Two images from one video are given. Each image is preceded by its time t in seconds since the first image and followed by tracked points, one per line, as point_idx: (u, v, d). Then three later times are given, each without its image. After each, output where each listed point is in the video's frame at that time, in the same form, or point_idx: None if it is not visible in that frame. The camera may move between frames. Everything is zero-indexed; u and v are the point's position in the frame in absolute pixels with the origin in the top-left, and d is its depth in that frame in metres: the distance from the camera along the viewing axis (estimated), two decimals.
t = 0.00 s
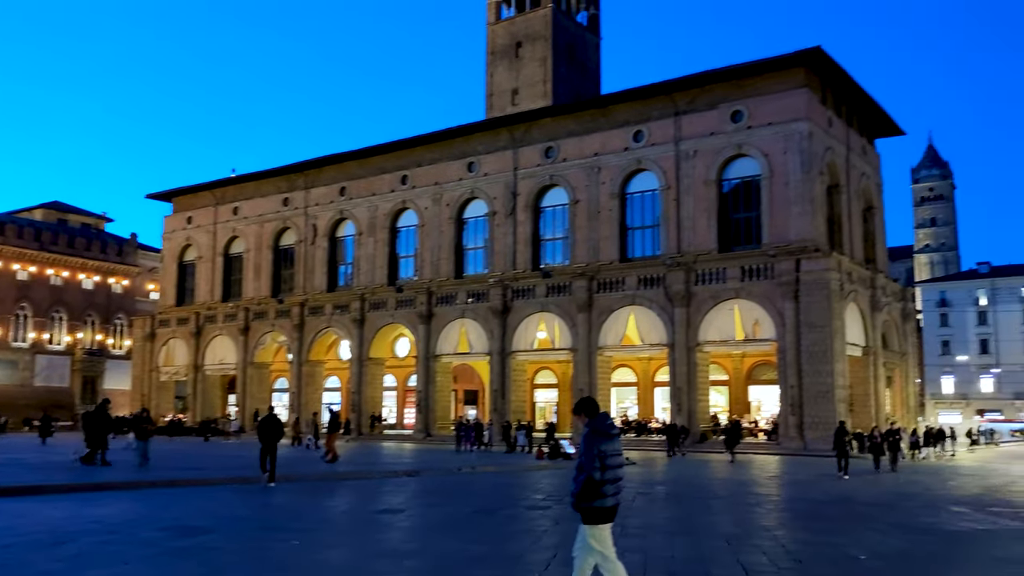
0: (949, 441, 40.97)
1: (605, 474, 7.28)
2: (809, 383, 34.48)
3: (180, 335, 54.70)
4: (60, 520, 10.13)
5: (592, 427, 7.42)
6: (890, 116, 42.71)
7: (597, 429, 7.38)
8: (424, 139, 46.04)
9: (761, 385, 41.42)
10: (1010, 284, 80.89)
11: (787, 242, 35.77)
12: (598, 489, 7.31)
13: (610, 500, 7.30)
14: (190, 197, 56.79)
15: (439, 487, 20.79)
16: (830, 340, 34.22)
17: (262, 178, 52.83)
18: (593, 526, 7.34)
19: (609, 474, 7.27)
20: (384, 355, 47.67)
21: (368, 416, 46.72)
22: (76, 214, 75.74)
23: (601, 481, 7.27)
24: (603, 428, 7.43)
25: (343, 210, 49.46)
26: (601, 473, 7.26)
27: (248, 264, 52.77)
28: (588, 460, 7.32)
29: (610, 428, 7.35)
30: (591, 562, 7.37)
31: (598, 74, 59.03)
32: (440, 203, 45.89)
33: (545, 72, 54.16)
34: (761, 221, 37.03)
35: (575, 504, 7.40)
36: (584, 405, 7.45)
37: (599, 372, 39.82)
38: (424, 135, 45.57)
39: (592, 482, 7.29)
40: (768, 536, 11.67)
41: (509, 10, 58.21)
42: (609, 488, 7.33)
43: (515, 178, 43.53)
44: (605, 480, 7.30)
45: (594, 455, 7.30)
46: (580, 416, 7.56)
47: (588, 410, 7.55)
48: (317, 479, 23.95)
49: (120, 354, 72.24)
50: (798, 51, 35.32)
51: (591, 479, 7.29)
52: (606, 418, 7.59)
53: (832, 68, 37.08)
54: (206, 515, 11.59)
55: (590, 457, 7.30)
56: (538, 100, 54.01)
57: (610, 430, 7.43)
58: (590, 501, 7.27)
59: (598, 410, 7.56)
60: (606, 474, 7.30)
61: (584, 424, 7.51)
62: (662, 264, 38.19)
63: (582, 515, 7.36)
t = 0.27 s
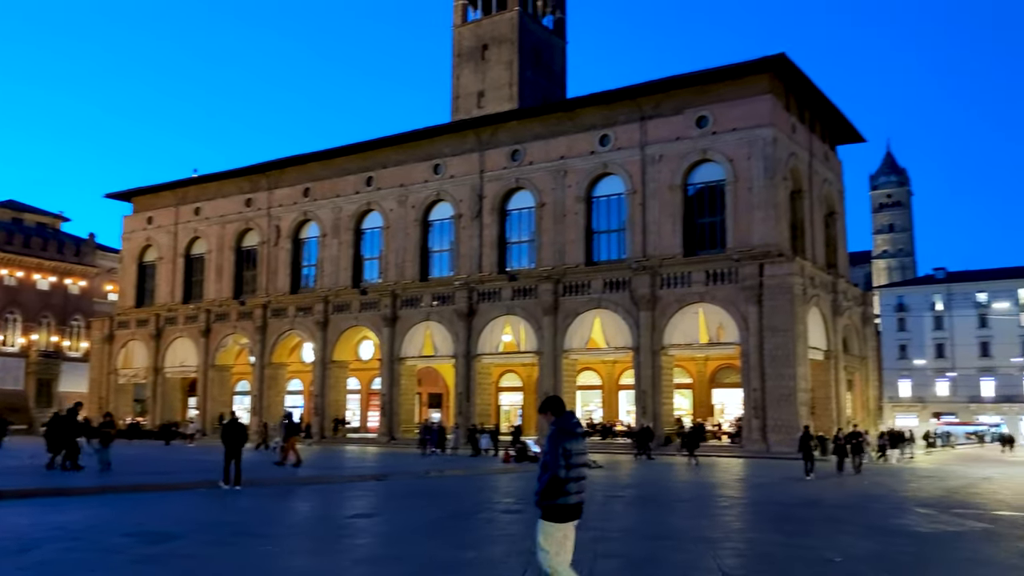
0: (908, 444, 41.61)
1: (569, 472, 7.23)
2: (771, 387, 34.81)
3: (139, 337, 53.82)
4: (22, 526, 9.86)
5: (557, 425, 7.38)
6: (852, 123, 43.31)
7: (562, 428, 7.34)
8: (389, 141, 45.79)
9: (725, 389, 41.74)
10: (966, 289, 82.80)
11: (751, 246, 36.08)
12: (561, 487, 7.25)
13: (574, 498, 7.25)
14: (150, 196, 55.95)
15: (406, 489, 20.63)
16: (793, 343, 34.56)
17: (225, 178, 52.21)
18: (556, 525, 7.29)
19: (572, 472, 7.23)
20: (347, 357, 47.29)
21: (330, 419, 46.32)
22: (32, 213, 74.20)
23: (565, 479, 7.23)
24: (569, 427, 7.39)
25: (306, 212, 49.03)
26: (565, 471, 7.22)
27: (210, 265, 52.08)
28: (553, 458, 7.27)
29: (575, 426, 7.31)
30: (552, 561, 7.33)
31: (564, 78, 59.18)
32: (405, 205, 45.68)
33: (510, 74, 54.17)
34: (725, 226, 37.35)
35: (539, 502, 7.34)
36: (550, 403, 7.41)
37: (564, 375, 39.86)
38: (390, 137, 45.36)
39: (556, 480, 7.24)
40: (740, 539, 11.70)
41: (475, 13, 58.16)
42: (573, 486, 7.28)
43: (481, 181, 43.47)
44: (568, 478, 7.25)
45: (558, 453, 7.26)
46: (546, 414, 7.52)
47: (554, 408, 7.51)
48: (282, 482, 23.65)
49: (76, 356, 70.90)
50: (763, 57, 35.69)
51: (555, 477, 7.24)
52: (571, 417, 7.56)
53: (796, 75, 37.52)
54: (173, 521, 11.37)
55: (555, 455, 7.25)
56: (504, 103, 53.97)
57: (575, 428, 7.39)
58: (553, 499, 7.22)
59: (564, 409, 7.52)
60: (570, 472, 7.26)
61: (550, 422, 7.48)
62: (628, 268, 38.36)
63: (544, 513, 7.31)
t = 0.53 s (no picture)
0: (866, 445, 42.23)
1: (537, 469, 7.17)
2: (734, 388, 35.08)
3: (96, 337, 52.81)
4: None
5: (523, 423, 7.33)
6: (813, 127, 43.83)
7: (528, 425, 7.29)
8: (353, 140, 45.43)
9: (688, 390, 42.00)
10: (921, 293, 84.35)
11: (715, 248, 36.35)
12: (529, 484, 7.20)
13: (541, 496, 7.20)
14: (107, 194, 54.95)
15: (371, 490, 20.43)
16: (755, 345, 34.86)
17: (185, 176, 51.44)
18: (524, 523, 7.21)
19: (540, 469, 7.17)
20: (309, 358, 46.81)
21: (292, 421, 45.83)
22: None
23: (533, 476, 7.17)
24: (535, 424, 7.34)
25: (268, 211, 48.48)
26: (533, 468, 7.16)
27: (169, 264, 51.28)
28: (520, 455, 7.21)
29: (542, 423, 7.28)
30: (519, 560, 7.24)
31: (528, 79, 59.22)
32: (369, 205, 45.36)
33: (475, 75, 54.06)
34: (689, 228, 37.58)
35: (506, 500, 7.27)
36: (515, 400, 7.37)
37: (528, 376, 39.83)
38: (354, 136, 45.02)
39: (524, 478, 7.17)
40: (711, 538, 11.72)
41: (440, 13, 57.96)
42: (540, 483, 7.23)
43: (446, 181, 43.29)
44: (536, 475, 7.20)
45: (526, 450, 7.20)
46: (510, 412, 7.47)
47: (520, 406, 7.47)
48: (243, 484, 23.29)
49: (29, 357, 69.39)
50: (727, 61, 35.98)
51: (523, 475, 7.17)
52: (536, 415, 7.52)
53: (759, 79, 37.88)
54: (136, 523, 11.13)
55: (523, 453, 7.19)
56: (468, 103, 53.84)
57: (541, 426, 7.35)
58: (520, 497, 7.15)
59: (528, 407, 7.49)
60: (538, 469, 7.20)
61: (515, 420, 7.43)
62: (592, 269, 38.45)
63: (511, 512, 7.23)
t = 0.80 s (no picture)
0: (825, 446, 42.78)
1: (495, 477, 7.23)
2: (696, 389, 35.32)
3: (49, 337, 51.68)
4: None
5: (484, 430, 7.36)
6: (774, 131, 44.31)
7: (488, 432, 7.32)
8: (315, 139, 44.99)
9: (650, 391, 42.22)
10: (877, 296, 85.78)
11: (678, 251, 36.58)
12: (487, 492, 7.25)
13: (499, 503, 7.26)
14: (62, 191, 53.80)
15: (334, 493, 20.22)
16: (717, 347, 35.15)
17: (142, 173, 50.56)
18: (482, 530, 7.26)
19: (499, 477, 7.22)
20: (269, 359, 46.27)
21: (251, 422, 45.28)
22: None
23: (492, 484, 7.22)
24: (494, 431, 7.38)
25: (228, 209, 47.82)
26: (493, 475, 7.20)
27: (126, 263, 50.36)
28: (479, 463, 7.25)
29: (502, 430, 7.31)
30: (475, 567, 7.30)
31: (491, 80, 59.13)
32: (331, 205, 44.95)
33: (439, 75, 53.83)
34: (652, 230, 37.77)
35: (464, 507, 7.31)
36: (476, 407, 7.40)
37: (491, 377, 39.74)
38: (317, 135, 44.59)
39: (483, 485, 7.22)
40: (683, 540, 11.73)
41: (404, 12, 57.65)
42: (498, 491, 7.28)
43: (409, 181, 43.04)
44: (495, 483, 7.25)
45: (485, 458, 7.24)
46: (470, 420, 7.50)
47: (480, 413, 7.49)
48: (203, 486, 22.91)
49: None
50: (690, 65, 36.23)
51: (481, 483, 7.22)
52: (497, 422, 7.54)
53: (721, 83, 38.20)
54: (97, 529, 10.88)
55: (483, 460, 7.22)
56: (432, 103, 53.61)
57: (501, 433, 7.39)
58: (478, 505, 7.20)
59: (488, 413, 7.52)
60: (497, 476, 7.25)
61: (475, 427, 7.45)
62: (556, 271, 38.47)
63: (468, 519, 7.28)
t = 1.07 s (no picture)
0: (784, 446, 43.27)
1: (449, 477, 7.15)
2: (659, 391, 35.51)
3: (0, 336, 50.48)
4: None
5: (440, 428, 7.22)
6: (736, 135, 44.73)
7: (444, 430, 7.18)
8: (277, 137, 44.48)
9: (612, 393, 42.40)
10: (833, 299, 87.01)
11: (641, 252, 36.74)
12: (442, 492, 7.19)
13: (453, 503, 7.21)
14: (15, 186, 52.59)
15: (297, 494, 19.97)
16: (680, 348, 35.38)
17: (99, 170, 49.60)
18: (436, 528, 7.24)
19: (454, 477, 7.14)
20: (228, 359, 45.65)
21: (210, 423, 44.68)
22: None
23: (446, 483, 7.15)
24: (450, 429, 7.24)
25: (187, 207, 47.10)
26: (446, 476, 7.12)
27: (81, 261, 49.37)
28: (434, 462, 7.15)
29: (458, 429, 7.18)
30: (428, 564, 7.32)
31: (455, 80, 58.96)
32: (293, 203, 44.47)
33: (402, 74, 53.53)
34: (616, 232, 37.89)
35: (419, 505, 7.27)
36: (433, 404, 7.22)
37: (454, 378, 39.59)
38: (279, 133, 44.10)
39: (437, 485, 7.15)
40: (655, 540, 11.72)
41: (367, 10, 57.27)
42: (453, 490, 7.22)
43: (372, 180, 42.74)
44: (449, 482, 7.18)
45: (440, 458, 7.13)
46: (427, 416, 7.34)
47: (437, 408, 7.33)
48: (162, 489, 22.50)
49: None
50: (655, 68, 36.43)
51: (436, 483, 7.15)
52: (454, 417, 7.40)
53: (685, 86, 38.46)
54: (56, 533, 10.62)
55: (437, 459, 7.12)
56: (395, 102, 53.30)
57: (457, 431, 7.25)
58: (432, 505, 7.16)
59: (445, 410, 7.35)
60: (452, 476, 7.17)
61: (431, 423, 7.30)
62: (520, 272, 38.43)
63: (423, 517, 7.25)
